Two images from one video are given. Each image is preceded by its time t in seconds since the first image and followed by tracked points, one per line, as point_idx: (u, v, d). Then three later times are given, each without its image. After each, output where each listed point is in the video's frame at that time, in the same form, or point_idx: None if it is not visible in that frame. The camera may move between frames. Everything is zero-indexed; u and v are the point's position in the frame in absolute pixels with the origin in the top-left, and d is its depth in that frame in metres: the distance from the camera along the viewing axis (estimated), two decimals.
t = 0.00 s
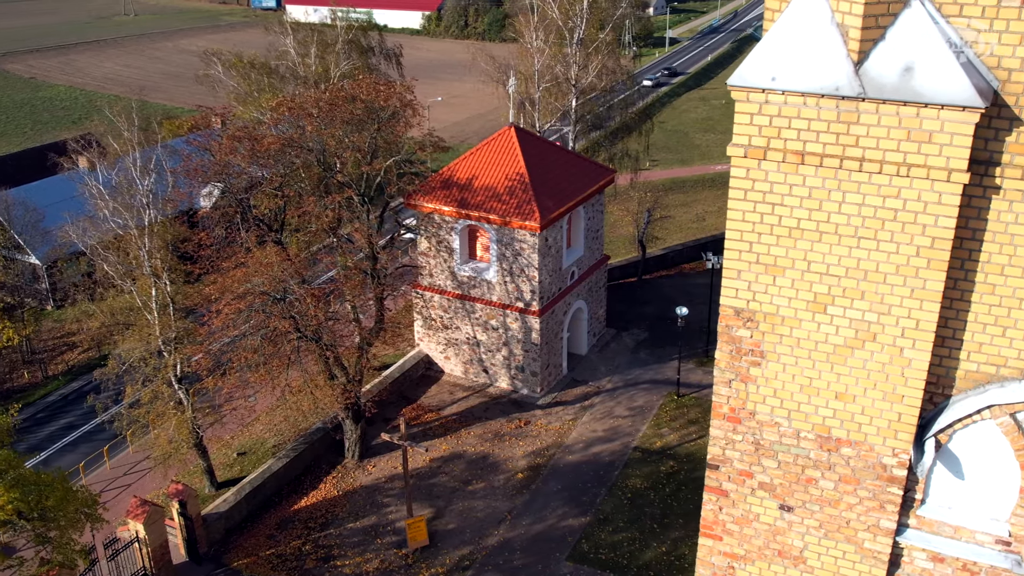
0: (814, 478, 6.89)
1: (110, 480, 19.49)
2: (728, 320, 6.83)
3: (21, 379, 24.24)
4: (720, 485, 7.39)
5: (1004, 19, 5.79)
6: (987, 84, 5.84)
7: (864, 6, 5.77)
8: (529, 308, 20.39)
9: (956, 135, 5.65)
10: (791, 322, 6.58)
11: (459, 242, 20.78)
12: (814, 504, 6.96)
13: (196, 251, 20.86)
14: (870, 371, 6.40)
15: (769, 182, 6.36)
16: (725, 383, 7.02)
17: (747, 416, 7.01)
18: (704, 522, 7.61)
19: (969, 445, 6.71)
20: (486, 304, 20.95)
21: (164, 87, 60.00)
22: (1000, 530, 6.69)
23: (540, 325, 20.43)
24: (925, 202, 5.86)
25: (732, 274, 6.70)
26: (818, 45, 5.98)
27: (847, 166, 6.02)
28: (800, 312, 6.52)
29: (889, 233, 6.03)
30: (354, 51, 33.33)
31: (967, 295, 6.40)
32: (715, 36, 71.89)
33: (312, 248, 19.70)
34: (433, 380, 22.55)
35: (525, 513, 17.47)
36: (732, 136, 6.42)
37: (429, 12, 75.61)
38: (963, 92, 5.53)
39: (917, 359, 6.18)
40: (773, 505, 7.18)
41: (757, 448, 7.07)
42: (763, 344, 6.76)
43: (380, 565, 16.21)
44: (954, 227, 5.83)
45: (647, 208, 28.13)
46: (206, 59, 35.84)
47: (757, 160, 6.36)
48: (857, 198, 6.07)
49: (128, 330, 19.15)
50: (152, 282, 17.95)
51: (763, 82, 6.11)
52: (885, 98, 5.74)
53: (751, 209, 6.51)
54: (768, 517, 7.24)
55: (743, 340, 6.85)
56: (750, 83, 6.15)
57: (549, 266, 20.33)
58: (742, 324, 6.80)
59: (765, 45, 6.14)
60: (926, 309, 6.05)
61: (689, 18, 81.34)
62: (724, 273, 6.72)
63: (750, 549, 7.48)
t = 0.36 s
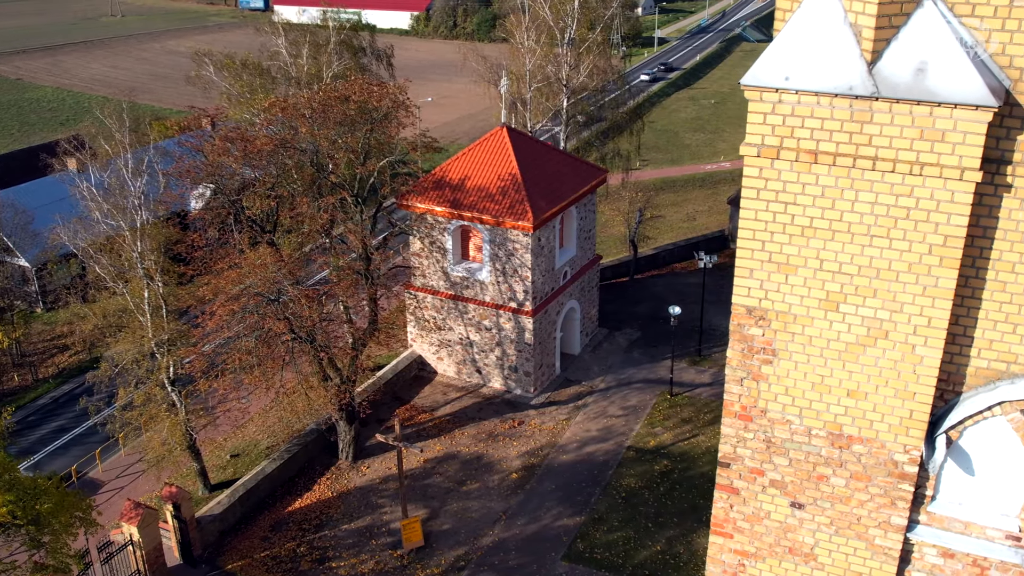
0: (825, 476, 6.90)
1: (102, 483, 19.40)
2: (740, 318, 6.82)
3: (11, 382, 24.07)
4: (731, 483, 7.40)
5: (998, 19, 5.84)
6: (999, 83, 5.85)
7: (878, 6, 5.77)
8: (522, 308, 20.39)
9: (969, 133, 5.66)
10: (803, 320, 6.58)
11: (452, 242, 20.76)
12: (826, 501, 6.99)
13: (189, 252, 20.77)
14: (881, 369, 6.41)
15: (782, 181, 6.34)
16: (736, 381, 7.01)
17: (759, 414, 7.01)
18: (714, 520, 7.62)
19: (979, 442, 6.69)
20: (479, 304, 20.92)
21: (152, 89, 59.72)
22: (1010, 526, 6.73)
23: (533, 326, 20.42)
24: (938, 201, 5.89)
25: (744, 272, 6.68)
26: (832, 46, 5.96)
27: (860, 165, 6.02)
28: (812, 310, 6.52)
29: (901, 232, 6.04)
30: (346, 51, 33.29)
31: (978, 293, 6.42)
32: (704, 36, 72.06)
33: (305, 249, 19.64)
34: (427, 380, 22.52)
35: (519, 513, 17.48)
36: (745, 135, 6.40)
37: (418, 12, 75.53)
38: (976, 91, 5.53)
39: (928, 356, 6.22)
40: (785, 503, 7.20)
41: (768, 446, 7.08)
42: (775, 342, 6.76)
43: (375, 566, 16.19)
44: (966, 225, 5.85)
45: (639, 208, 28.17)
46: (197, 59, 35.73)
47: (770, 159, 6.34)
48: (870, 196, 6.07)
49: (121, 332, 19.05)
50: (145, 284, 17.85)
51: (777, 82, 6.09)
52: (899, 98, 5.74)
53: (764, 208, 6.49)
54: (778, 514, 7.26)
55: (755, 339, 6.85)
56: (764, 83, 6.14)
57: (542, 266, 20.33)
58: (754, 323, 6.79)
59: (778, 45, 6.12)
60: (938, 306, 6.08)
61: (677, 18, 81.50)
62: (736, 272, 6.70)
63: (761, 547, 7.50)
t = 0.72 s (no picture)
0: (836, 473, 6.92)
1: (94, 486, 19.30)
2: (751, 317, 6.82)
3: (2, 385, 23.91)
4: (741, 481, 7.39)
5: (998, 16, 5.86)
6: (1010, 82, 5.86)
7: (891, 5, 5.81)
8: (515, 307, 20.39)
9: (981, 132, 5.66)
10: (814, 318, 6.59)
11: (444, 242, 20.75)
12: (836, 498, 7.00)
13: (181, 253, 20.69)
14: (893, 366, 6.44)
15: (794, 180, 6.35)
16: (747, 379, 7.02)
17: (770, 412, 7.01)
18: (725, 517, 7.62)
19: (989, 439, 6.80)
20: (472, 304, 20.93)
21: (140, 90, 59.44)
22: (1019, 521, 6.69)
23: (526, 325, 20.44)
24: (949, 198, 5.91)
25: (756, 271, 6.69)
26: (844, 46, 5.99)
27: (873, 164, 6.03)
28: (823, 308, 6.54)
29: (913, 230, 6.06)
30: (337, 52, 33.23)
31: (988, 290, 6.46)
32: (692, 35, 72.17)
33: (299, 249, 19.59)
34: (420, 381, 22.49)
35: (514, 513, 17.48)
36: (757, 135, 6.41)
37: (407, 13, 75.43)
38: (988, 91, 5.55)
39: (939, 353, 6.25)
40: (795, 500, 7.21)
41: (779, 443, 7.09)
42: (786, 340, 6.77)
43: (370, 567, 16.16)
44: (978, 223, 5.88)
45: (631, 208, 28.22)
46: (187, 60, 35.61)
47: (783, 159, 6.36)
48: (882, 194, 6.08)
49: (114, 334, 18.95)
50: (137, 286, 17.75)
51: (790, 81, 6.11)
52: (911, 97, 5.76)
53: (776, 207, 6.50)
54: (789, 511, 7.27)
55: (766, 337, 6.85)
56: (776, 83, 6.15)
57: (534, 266, 20.33)
58: (766, 321, 6.79)
59: (791, 45, 6.14)
60: (949, 304, 6.12)
61: (665, 18, 81.63)
62: (748, 271, 6.71)
63: (771, 544, 7.51)
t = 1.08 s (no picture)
0: (848, 471, 6.95)
1: (87, 489, 19.20)
2: (763, 316, 6.84)
3: None
4: (753, 480, 7.40)
5: (1010, 17, 5.95)
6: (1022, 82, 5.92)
7: (904, 6, 5.85)
8: (508, 308, 20.39)
9: (994, 131, 5.72)
10: (827, 317, 6.62)
11: (437, 243, 20.72)
12: (847, 496, 7.04)
13: (174, 255, 20.60)
14: (905, 364, 6.47)
15: (807, 179, 6.36)
16: (759, 378, 7.04)
17: (782, 411, 7.03)
18: (736, 516, 7.63)
19: (1000, 435, 6.78)
20: (465, 304, 20.91)
21: (127, 91, 59.17)
22: None
23: (519, 325, 20.43)
24: (962, 198, 5.96)
25: (768, 270, 6.70)
26: (857, 46, 6.00)
27: (886, 163, 6.07)
28: (836, 308, 6.56)
29: (926, 229, 6.11)
30: (329, 53, 33.16)
31: (999, 289, 6.50)
32: (680, 35, 72.29)
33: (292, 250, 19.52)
34: (413, 382, 22.47)
35: (509, 513, 17.48)
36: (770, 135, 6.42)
37: (396, 13, 75.32)
38: (1002, 90, 5.59)
39: (952, 351, 6.29)
40: (806, 498, 7.23)
41: (790, 442, 7.11)
42: (798, 339, 6.78)
43: (365, 568, 16.14)
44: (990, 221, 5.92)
45: (622, 208, 28.25)
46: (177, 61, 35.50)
47: (796, 159, 6.37)
48: (895, 193, 6.12)
49: (107, 337, 18.85)
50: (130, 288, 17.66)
51: (803, 81, 6.12)
52: (925, 97, 5.80)
53: (788, 206, 6.51)
54: (800, 509, 7.28)
55: (778, 336, 6.87)
56: (790, 83, 6.16)
57: (527, 266, 20.34)
58: (778, 320, 6.80)
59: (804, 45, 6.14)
60: (961, 302, 6.15)
61: (653, 18, 81.74)
62: (760, 270, 6.72)
63: (782, 542, 7.51)
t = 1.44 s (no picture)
0: (860, 468, 6.97)
1: (79, 493, 19.11)
2: (777, 315, 6.84)
3: None
4: (765, 478, 7.41)
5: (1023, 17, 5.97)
6: None
7: (919, 6, 5.86)
8: (501, 308, 20.39)
9: (1008, 131, 5.74)
10: (840, 316, 6.63)
11: (430, 244, 20.71)
12: (860, 494, 7.05)
13: (167, 258, 20.53)
14: (918, 362, 6.50)
15: (821, 179, 6.37)
16: (772, 377, 7.05)
17: (795, 409, 7.04)
18: (748, 514, 7.65)
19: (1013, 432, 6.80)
20: (458, 305, 20.90)
21: (115, 93, 58.90)
22: None
23: (512, 325, 20.44)
24: (975, 197, 6.00)
25: (782, 269, 6.69)
26: (871, 46, 6.00)
27: (900, 162, 6.09)
28: (849, 306, 6.58)
29: (940, 227, 6.15)
30: (321, 54, 33.06)
31: (1011, 286, 6.53)
32: (668, 35, 72.38)
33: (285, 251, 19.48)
34: (407, 382, 22.44)
35: (504, 513, 17.49)
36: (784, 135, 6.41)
37: (384, 14, 75.16)
38: (1016, 90, 5.62)
39: (965, 349, 6.32)
40: (818, 496, 7.25)
41: (803, 440, 7.12)
42: (811, 338, 6.79)
43: (361, 569, 16.11)
44: (1004, 220, 5.95)
45: (613, 208, 28.28)
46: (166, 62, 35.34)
47: (810, 158, 6.37)
48: (909, 193, 6.15)
49: (99, 339, 18.74)
50: (124, 291, 17.58)
51: (818, 81, 6.10)
52: (940, 96, 5.82)
53: (802, 206, 6.51)
54: (812, 507, 7.29)
55: (791, 335, 6.87)
56: (804, 83, 6.14)
57: (520, 266, 20.36)
58: (791, 319, 6.81)
59: (817, 45, 6.14)
60: (974, 300, 6.19)
61: (641, 18, 81.83)
62: (774, 269, 6.71)
63: (794, 541, 7.52)
